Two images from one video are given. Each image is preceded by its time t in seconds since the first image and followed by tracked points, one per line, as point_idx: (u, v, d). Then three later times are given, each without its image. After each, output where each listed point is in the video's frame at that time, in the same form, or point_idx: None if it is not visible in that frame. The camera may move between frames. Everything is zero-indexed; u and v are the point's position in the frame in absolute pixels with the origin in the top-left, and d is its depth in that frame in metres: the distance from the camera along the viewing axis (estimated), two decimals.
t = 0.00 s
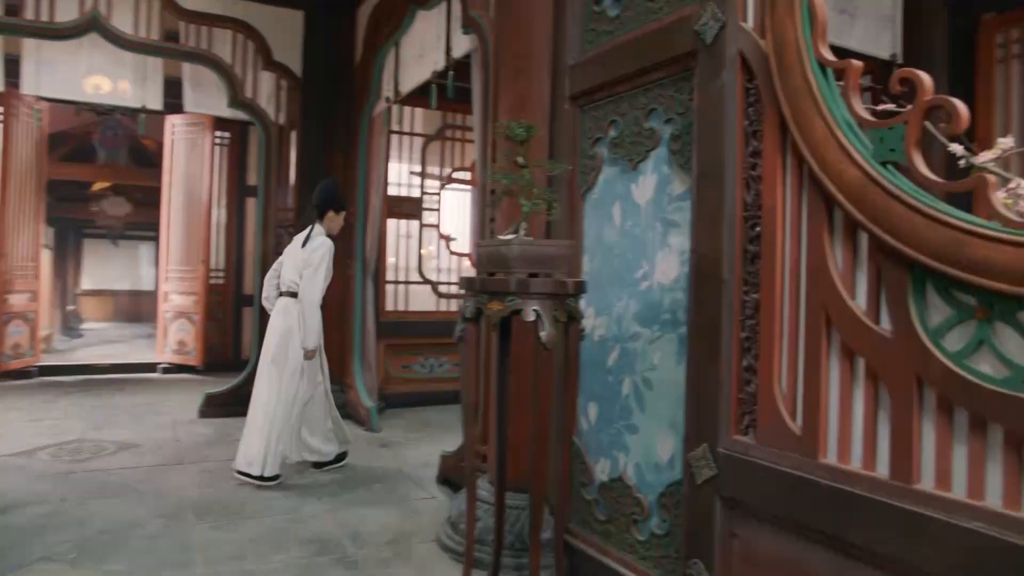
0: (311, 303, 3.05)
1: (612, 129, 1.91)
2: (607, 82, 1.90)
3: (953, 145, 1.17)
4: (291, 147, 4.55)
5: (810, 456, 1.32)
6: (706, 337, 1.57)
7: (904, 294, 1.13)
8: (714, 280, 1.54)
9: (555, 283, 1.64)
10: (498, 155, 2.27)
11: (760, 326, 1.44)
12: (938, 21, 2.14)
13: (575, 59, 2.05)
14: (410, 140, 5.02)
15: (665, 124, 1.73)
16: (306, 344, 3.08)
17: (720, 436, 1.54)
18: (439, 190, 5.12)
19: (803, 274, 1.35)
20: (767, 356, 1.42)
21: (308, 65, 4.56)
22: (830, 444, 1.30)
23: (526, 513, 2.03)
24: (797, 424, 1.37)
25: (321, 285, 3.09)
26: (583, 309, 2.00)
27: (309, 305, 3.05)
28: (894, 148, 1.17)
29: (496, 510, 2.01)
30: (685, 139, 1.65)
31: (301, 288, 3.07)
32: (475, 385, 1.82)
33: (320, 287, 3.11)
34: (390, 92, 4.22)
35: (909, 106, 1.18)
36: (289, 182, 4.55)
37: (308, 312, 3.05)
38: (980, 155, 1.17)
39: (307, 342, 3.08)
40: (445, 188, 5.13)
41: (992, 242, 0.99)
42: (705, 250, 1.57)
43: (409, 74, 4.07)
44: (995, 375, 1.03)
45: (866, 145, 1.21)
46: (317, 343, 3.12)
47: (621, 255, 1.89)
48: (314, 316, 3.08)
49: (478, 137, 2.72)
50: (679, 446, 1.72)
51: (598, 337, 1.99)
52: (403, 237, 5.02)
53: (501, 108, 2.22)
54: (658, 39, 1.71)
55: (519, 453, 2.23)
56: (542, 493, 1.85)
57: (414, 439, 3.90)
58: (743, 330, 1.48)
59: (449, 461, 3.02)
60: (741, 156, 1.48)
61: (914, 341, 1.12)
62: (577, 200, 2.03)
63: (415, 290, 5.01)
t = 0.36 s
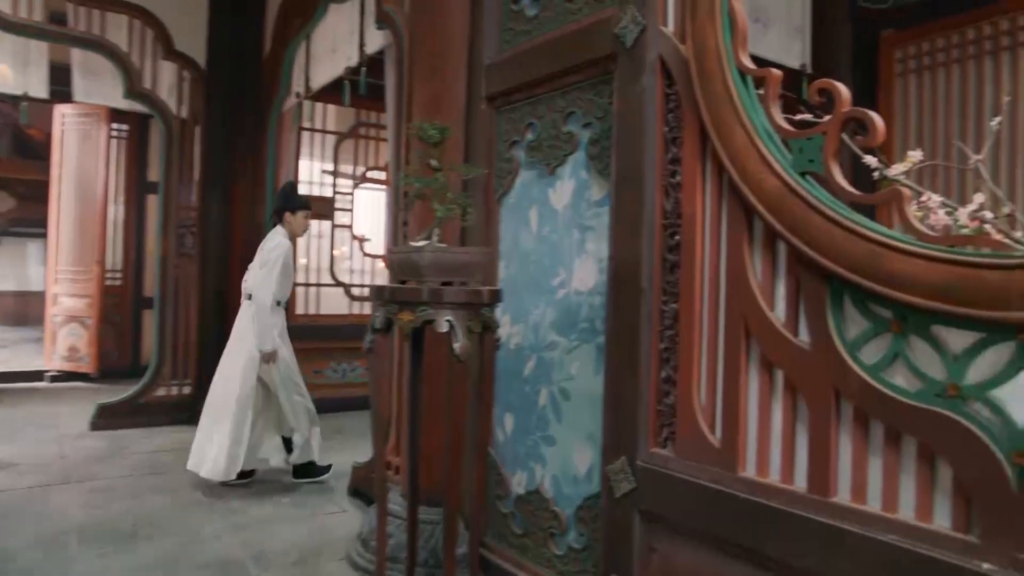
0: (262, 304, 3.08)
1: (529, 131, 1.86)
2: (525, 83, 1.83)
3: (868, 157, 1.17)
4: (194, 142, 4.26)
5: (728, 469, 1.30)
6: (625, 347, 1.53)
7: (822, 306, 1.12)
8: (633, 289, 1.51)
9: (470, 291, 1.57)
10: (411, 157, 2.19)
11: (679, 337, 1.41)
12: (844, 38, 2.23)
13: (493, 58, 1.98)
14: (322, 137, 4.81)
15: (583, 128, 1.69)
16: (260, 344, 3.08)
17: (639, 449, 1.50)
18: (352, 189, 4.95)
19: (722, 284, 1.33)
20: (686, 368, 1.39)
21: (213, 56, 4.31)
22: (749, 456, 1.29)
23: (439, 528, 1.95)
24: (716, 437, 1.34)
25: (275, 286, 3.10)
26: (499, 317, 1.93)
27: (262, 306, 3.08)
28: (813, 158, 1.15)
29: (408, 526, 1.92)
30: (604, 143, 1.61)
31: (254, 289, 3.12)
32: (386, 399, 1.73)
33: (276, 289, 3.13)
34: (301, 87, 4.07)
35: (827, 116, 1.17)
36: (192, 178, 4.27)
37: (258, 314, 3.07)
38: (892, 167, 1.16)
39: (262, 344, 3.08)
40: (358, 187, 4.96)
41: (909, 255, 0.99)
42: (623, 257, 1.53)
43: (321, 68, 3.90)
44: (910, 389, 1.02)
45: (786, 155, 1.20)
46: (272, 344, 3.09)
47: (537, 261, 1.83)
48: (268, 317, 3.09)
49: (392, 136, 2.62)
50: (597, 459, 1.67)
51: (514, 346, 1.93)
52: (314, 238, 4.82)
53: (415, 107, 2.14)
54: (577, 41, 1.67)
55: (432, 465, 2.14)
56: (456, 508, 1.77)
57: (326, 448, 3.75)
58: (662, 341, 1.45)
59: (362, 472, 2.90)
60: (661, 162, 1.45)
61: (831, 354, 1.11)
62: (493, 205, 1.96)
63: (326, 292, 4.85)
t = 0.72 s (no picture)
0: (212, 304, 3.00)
1: (439, 130, 1.78)
2: (436, 79, 1.75)
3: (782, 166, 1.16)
4: (77, 131, 3.91)
5: (643, 482, 1.27)
6: (538, 356, 1.47)
7: (738, 316, 1.10)
8: (546, 296, 1.46)
9: (375, 298, 1.48)
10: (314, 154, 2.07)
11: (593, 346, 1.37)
12: (751, 42, 2.25)
13: (402, 52, 1.89)
14: (222, 128, 4.54)
15: (495, 128, 1.62)
16: (213, 345, 3.01)
17: (552, 461, 1.45)
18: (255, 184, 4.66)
19: (637, 292, 1.30)
20: (601, 378, 1.35)
21: (99, 40, 3.98)
22: (664, 468, 1.26)
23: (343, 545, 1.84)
24: (631, 449, 1.31)
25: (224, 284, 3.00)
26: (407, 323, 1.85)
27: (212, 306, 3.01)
28: (730, 166, 1.13)
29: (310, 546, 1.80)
30: (516, 144, 1.55)
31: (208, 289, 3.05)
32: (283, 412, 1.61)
33: (231, 288, 3.05)
34: (199, 76, 3.79)
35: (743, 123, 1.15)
36: (76, 169, 3.92)
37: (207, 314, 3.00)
38: (806, 175, 1.17)
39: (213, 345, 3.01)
40: (261, 181, 4.69)
41: (824, 267, 0.98)
42: (537, 263, 1.47)
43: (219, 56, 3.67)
44: (824, 401, 1.01)
45: (702, 162, 1.18)
46: (228, 344, 3.02)
47: (447, 265, 1.76)
48: (218, 317, 3.01)
49: (294, 130, 2.48)
50: (509, 470, 1.62)
51: (422, 353, 1.84)
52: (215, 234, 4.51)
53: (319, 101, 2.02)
54: (489, 38, 1.61)
55: (337, 479, 2.03)
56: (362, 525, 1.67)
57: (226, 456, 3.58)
58: (576, 350, 1.41)
59: (264, 483, 2.75)
60: (576, 166, 1.40)
61: (746, 365, 1.09)
62: (401, 206, 1.87)
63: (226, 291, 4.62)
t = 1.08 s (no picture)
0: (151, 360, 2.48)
1: (357, 124, 1.68)
2: (354, 71, 1.65)
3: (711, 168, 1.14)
4: None
5: (570, 494, 1.22)
6: (461, 362, 1.40)
7: (668, 324, 1.07)
8: (469, 301, 1.39)
9: (287, 304, 1.37)
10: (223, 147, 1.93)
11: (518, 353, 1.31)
12: (675, 39, 2.26)
13: (319, 40, 1.77)
14: (125, 115, 4.25)
15: (416, 122, 1.54)
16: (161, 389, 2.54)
17: (476, 473, 1.39)
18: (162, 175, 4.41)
19: (564, 298, 1.24)
20: (526, 386, 1.29)
21: None
22: (591, 480, 1.21)
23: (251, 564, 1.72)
24: (557, 460, 1.26)
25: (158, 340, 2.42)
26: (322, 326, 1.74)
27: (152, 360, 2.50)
28: (660, 168, 1.10)
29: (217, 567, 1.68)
30: (438, 141, 1.47)
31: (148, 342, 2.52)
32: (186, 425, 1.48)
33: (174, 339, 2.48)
34: (96, 58, 3.48)
35: (673, 124, 1.11)
36: None
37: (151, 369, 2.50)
38: (735, 178, 1.14)
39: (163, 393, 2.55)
40: (170, 172, 4.42)
41: (756, 275, 0.95)
42: (459, 265, 1.40)
43: (120, 37, 3.40)
44: (754, 412, 0.99)
45: (631, 164, 1.14)
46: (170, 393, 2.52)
47: (365, 267, 1.66)
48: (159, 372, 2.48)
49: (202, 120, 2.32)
50: (431, 482, 1.54)
51: (339, 359, 1.74)
52: (118, 227, 4.26)
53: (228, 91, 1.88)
54: (410, 28, 1.52)
55: (247, 492, 1.90)
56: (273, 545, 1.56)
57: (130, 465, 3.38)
58: (500, 357, 1.35)
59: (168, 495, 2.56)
60: (500, 165, 1.34)
61: (677, 375, 1.06)
62: (317, 203, 1.76)
63: (131, 288, 4.33)
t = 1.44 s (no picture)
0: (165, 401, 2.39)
1: (277, 110, 1.56)
2: (275, 54, 1.54)
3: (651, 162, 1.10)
4: None
5: (505, 501, 1.17)
6: (390, 363, 1.33)
7: (607, 325, 1.03)
8: (398, 299, 1.31)
9: (200, 305, 1.26)
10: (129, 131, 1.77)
11: (449, 354, 1.25)
12: (610, 28, 2.22)
13: (236, 19, 1.65)
14: (24, 93, 3.92)
15: (341, 109, 1.44)
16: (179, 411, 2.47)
17: (406, 479, 1.32)
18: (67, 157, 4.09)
19: (498, 296, 1.19)
20: (459, 389, 1.23)
21: None
22: (527, 486, 1.16)
23: None
24: (491, 466, 1.20)
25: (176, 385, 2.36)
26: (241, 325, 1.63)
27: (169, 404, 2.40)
28: (598, 162, 1.05)
29: None
30: (365, 129, 1.39)
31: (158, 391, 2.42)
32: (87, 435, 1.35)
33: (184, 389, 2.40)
34: None
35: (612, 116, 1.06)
36: None
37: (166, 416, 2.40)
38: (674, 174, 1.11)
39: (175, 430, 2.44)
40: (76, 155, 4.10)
41: (698, 275, 0.92)
42: (387, 260, 1.32)
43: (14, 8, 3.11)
44: (695, 416, 0.96)
45: (569, 157, 1.08)
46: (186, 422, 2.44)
47: (287, 262, 1.56)
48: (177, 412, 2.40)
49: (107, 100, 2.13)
50: (358, 489, 1.46)
51: (260, 359, 1.64)
52: (17, 214, 3.94)
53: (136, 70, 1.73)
54: (334, 8, 1.42)
55: (160, 502, 1.77)
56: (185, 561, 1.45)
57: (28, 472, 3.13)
58: (431, 358, 1.28)
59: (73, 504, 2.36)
60: (430, 155, 1.26)
61: (617, 379, 1.01)
62: (234, 193, 1.64)
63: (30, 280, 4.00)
